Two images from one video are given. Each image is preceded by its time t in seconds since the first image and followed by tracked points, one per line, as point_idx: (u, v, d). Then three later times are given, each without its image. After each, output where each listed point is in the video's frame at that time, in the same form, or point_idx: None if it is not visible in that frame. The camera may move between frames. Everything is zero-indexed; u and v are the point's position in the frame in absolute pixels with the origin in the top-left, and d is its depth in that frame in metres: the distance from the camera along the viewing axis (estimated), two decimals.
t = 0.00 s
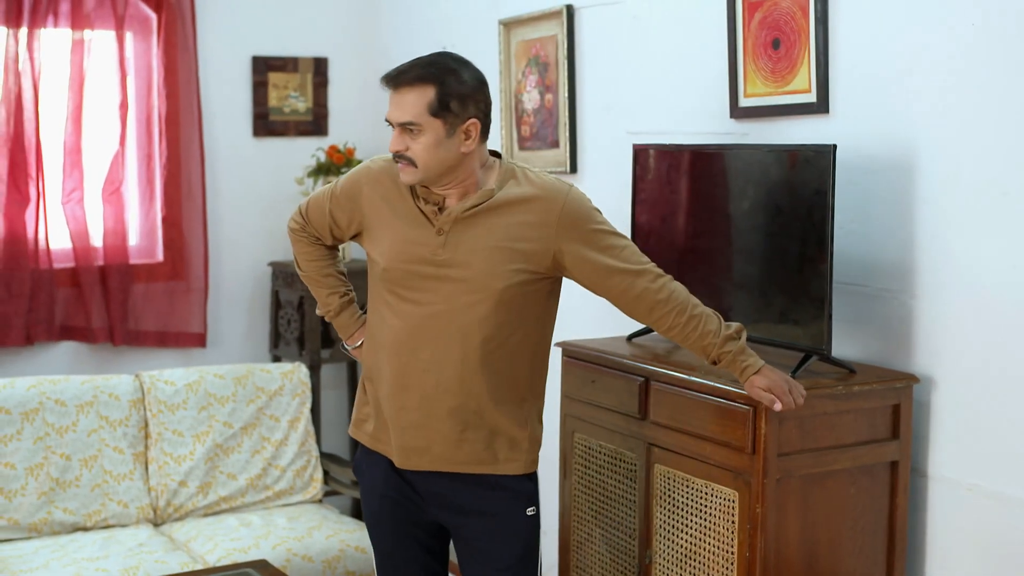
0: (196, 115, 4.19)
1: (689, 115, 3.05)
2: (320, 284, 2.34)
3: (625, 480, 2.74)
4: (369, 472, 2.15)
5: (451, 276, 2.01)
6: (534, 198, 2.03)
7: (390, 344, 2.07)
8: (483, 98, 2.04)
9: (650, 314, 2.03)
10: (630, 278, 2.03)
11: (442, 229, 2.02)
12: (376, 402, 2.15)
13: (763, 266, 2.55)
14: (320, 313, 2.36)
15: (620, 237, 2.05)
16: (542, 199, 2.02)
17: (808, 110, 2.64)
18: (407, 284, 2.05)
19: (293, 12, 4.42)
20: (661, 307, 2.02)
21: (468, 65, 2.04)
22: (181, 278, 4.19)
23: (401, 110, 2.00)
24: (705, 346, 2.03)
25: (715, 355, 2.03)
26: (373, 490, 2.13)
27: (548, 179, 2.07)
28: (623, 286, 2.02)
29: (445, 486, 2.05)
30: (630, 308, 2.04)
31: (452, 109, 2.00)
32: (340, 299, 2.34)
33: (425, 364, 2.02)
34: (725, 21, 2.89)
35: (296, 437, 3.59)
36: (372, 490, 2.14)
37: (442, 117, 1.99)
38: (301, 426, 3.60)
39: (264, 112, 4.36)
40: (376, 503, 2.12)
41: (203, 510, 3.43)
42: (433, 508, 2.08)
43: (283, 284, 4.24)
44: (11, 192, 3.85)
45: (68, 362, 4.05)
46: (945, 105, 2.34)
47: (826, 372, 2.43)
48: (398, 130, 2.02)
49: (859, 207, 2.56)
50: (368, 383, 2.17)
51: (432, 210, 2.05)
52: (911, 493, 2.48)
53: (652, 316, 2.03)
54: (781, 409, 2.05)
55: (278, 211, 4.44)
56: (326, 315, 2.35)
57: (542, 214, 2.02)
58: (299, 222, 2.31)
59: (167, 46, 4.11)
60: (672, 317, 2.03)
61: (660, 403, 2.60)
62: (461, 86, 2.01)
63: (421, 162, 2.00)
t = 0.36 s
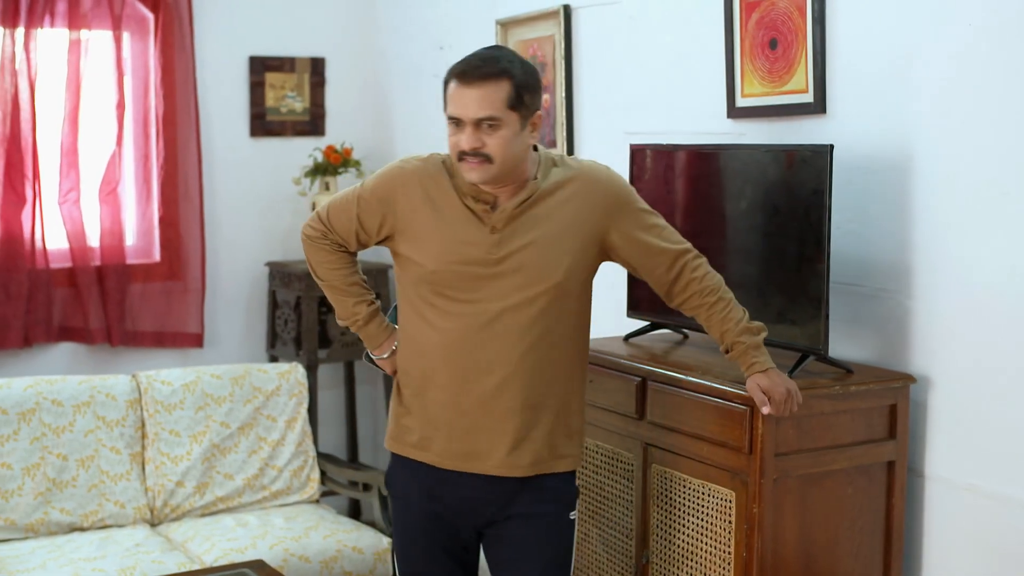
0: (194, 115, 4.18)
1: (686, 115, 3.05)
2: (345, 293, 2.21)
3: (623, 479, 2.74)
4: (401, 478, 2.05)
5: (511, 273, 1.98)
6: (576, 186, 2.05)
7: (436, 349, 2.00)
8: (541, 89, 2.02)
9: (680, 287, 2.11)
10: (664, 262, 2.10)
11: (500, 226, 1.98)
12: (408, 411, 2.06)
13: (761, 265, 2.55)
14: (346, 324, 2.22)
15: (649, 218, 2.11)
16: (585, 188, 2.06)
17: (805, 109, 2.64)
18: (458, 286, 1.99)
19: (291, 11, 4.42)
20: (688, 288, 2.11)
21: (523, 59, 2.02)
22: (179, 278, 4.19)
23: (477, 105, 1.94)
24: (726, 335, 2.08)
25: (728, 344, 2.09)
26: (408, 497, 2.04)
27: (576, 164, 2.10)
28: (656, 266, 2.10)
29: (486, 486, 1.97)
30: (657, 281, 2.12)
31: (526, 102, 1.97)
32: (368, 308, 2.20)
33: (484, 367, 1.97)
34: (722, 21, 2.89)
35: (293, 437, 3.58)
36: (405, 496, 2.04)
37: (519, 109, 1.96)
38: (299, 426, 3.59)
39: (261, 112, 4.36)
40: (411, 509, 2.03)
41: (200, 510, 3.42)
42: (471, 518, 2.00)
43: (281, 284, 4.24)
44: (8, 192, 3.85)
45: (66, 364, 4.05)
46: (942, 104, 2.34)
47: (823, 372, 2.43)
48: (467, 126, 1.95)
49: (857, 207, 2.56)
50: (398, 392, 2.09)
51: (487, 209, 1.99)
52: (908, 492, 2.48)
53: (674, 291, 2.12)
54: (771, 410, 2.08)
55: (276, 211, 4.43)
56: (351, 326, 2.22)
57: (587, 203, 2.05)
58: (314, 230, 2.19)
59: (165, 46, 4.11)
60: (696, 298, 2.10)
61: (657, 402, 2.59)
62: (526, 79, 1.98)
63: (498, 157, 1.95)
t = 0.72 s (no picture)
0: (186, 116, 4.18)
1: (679, 115, 3.05)
2: (376, 303, 2.08)
3: (615, 480, 2.74)
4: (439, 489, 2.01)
5: (576, 272, 1.97)
6: (614, 181, 2.07)
7: (498, 355, 1.96)
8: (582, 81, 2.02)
9: (694, 286, 2.21)
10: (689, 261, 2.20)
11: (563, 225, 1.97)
12: (456, 417, 2.01)
13: (753, 265, 2.55)
14: (379, 336, 2.07)
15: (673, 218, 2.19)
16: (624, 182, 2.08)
17: (797, 109, 2.64)
18: (521, 288, 1.95)
19: (283, 12, 4.41)
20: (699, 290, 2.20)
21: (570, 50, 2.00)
22: (172, 279, 4.19)
23: (575, 103, 1.90)
24: (728, 333, 2.14)
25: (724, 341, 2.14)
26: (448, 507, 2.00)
27: (602, 158, 2.13)
28: (677, 263, 2.20)
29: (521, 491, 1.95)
30: (674, 279, 2.21)
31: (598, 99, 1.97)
32: (405, 317, 2.08)
33: (553, 369, 1.96)
34: (714, 21, 2.89)
35: (285, 437, 3.58)
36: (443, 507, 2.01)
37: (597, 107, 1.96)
38: (291, 426, 3.59)
39: (253, 112, 4.36)
40: (457, 521, 1.99)
41: (192, 510, 3.42)
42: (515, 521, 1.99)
43: (273, 285, 4.24)
44: None
45: (59, 368, 4.05)
46: (934, 105, 2.34)
47: (815, 372, 2.43)
48: (562, 125, 1.91)
49: (849, 207, 2.56)
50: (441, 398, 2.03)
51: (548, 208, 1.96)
52: (899, 492, 2.49)
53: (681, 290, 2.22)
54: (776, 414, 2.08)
55: (267, 211, 4.43)
56: (382, 339, 2.08)
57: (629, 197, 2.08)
58: (339, 238, 2.05)
59: (157, 46, 4.10)
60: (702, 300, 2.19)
61: (649, 403, 2.60)
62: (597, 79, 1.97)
63: (587, 155, 1.93)
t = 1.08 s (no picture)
0: (180, 116, 4.17)
1: (672, 115, 3.05)
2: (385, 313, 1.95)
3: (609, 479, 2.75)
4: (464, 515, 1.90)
5: (596, 280, 1.91)
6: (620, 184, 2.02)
7: (523, 366, 1.87)
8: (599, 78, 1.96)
9: (684, 293, 2.20)
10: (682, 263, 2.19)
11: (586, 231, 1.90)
12: (468, 431, 1.91)
13: (747, 265, 2.55)
14: (388, 349, 1.95)
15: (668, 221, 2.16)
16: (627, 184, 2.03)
17: (791, 109, 2.65)
18: (545, 297, 1.87)
19: (277, 11, 4.41)
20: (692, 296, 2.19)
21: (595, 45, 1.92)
22: (167, 279, 4.18)
23: (624, 106, 1.84)
24: (723, 341, 2.14)
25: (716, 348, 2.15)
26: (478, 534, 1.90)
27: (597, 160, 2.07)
28: (672, 268, 2.18)
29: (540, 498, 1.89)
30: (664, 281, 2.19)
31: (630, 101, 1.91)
32: (416, 329, 1.96)
33: (576, 379, 1.89)
34: (708, 21, 2.89)
35: (279, 437, 3.57)
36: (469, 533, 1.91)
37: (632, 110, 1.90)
38: (285, 426, 3.58)
39: (247, 112, 4.35)
40: (493, 550, 1.89)
41: (186, 510, 3.42)
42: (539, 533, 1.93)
43: (267, 285, 4.23)
44: None
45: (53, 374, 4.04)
46: (928, 105, 2.35)
47: (809, 372, 2.43)
48: (615, 129, 1.83)
49: (842, 207, 2.56)
50: (451, 409, 1.92)
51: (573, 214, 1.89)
52: (893, 491, 2.49)
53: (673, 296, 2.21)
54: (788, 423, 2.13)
55: (261, 212, 4.43)
56: (389, 353, 1.96)
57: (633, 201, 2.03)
58: (349, 245, 1.91)
59: (151, 46, 4.09)
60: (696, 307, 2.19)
61: (643, 402, 2.60)
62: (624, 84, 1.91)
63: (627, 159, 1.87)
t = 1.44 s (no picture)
0: (173, 116, 4.17)
1: (665, 115, 3.05)
2: (367, 331, 1.84)
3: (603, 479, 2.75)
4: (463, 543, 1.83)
5: (581, 284, 1.88)
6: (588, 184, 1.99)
7: (515, 378, 1.81)
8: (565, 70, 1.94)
9: (658, 297, 2.15)
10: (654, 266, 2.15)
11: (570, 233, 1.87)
12: (457, 451, 1.83)
13: (740, 265, 2.55)
14: (374, 370, 1.84)
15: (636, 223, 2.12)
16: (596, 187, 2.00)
17: (784, 109, 2.65)
18: (536, 303, 1.83)
19: (270, 11, 4.41)
20: (664, 301, 2.15)
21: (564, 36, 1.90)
22: (161, 279, 4.18)
23: (608, 95, 1.83)
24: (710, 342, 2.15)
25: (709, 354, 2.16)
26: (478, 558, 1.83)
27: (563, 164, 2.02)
28: (641, 272, 2.13)
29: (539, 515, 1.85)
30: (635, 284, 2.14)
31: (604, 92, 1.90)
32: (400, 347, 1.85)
33: (567, 388, 1.85)
34: (701, 21, 2.89)
35: (272, 437, 3.57)
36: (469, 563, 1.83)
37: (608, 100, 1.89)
38: (278, 426, 3.58)
39: (240, 112, 4.35)
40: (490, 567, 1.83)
41: (178, 511, 3.41)
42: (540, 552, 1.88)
43: (259, 285, 4.23)
44: None
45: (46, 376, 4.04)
46: (920, 105, 2.35)
47: (802, 372, 2.43)
48: (602, 118, 1.82)
49: (835, 207, 2.57)
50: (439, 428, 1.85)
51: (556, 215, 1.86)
52: (886, 491, 2.50)
53: (642, 301, 2.16)
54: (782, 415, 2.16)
55: (254, 211, 4.43)
56: (374, 374, 1.84)
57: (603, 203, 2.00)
58: (330, 260, 1.79)
59: (144, 46, 4.09)
60: (672, 313, 2.15)
61: (636, 402, 2.60)
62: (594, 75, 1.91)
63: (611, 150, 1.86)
